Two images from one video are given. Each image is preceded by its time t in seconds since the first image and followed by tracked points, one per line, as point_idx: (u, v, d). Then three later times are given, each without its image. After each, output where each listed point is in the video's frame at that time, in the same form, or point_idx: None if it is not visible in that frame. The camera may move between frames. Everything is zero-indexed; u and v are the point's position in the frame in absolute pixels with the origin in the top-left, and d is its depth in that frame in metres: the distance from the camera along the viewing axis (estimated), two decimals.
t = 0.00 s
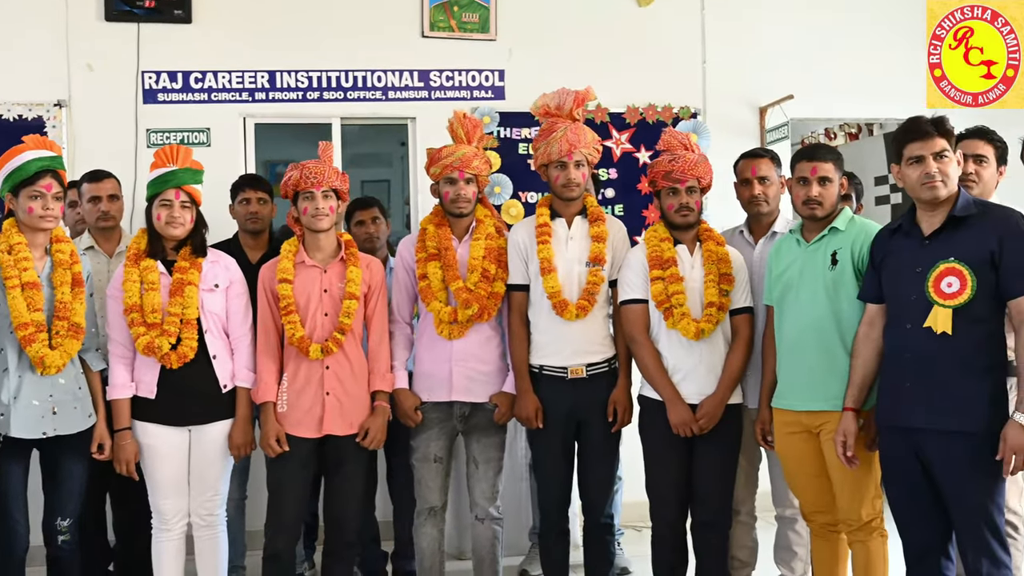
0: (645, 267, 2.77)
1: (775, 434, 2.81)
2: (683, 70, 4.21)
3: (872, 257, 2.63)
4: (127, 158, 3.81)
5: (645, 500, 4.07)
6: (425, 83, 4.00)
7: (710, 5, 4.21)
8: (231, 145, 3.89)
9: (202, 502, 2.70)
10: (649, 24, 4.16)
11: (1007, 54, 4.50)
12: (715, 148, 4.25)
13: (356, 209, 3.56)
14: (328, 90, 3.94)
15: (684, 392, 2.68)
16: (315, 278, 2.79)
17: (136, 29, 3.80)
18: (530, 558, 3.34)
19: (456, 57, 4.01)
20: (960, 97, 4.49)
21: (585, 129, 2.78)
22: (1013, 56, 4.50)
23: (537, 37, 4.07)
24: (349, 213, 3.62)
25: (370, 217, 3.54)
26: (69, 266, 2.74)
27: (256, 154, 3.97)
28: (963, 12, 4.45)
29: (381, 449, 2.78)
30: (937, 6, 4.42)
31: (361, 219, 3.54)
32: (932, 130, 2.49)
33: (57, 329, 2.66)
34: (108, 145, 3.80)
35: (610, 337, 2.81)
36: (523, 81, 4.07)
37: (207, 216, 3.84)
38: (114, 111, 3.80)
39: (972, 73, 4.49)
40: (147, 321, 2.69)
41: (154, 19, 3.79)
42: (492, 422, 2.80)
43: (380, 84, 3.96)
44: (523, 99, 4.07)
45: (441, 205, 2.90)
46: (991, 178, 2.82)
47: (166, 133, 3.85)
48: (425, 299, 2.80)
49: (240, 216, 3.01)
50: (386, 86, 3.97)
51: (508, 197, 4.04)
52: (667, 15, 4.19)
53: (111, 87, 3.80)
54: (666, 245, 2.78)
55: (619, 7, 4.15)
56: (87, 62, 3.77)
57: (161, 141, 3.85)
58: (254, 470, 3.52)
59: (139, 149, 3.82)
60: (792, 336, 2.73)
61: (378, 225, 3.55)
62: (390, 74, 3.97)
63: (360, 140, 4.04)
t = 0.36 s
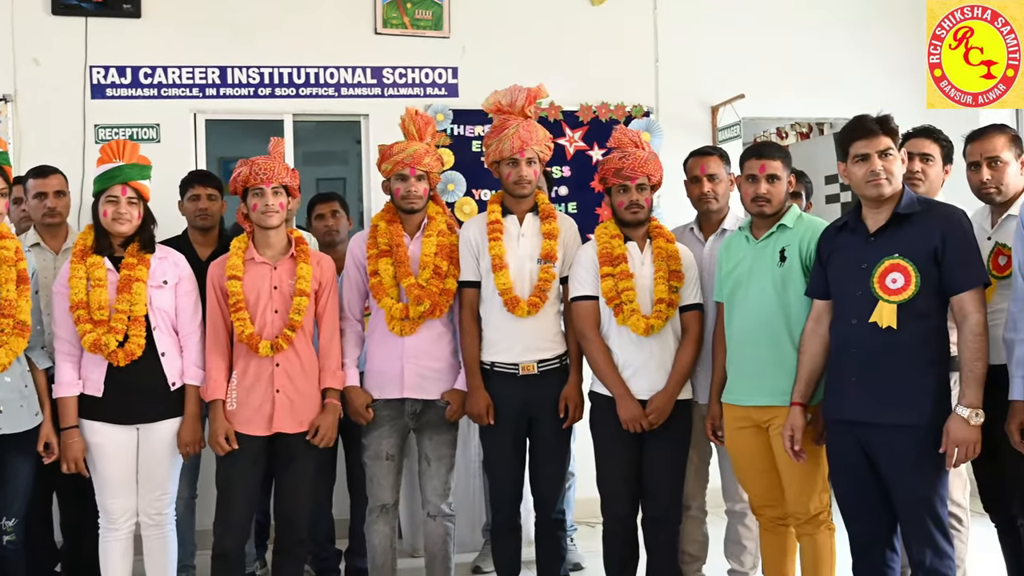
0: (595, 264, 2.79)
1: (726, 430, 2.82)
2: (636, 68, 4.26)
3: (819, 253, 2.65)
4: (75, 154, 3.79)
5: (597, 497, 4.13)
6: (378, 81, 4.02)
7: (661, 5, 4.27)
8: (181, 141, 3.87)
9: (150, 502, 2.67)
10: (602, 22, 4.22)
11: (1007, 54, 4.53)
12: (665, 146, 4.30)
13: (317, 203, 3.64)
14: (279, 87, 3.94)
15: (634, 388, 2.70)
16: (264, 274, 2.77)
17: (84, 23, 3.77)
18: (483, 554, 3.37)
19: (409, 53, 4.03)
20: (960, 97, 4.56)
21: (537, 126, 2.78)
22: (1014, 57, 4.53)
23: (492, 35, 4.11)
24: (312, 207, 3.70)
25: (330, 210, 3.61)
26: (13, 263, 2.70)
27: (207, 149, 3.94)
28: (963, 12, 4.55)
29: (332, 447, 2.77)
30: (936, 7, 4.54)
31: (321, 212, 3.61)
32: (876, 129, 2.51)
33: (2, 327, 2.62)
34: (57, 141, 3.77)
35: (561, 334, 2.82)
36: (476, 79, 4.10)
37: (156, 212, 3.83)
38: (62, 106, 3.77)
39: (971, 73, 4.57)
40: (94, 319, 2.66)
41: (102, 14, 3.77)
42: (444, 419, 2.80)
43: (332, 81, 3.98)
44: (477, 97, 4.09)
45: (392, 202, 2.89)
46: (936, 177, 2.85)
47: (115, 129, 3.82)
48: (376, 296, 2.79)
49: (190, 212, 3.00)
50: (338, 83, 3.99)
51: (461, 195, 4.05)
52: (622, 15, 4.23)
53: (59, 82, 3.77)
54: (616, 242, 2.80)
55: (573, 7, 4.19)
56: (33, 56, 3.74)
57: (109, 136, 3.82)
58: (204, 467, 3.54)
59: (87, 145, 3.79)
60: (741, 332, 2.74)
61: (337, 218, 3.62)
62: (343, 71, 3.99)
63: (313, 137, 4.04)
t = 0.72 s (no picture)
0: (548, 257, 2.79)
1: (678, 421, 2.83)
2: (588, 62, 4.33)
3: (769, 245, 2.66)
4: (24, 146, 3.77)
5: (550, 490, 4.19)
6: (332, 73, 4.05)
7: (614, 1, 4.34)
8: (133, 133, 3.87)
9: (99, 497, 2.65)
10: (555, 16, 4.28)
11: (1007, 54, 4.07)
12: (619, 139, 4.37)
13: (281, 194, 3.62)
14: (233, 78, 3.95)
15: (586, 380, 2.71)
16: (216, 267, 2.75)
17: (33, 14, 3.76)
18: (437, 548, 3.40)
19: (364, 46, 4.06)
20: (959, 97, 4.48)
21: (490, 119, 2.78)
22: (1014, 56, 4.06)
23: (448, 26, 4.16)
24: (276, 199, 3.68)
25: (293, 201, 3.60)
26: None
27: (158, 141, 3.95)
28: (962, 12, 4.37)
29: (284, 441, 2.76)
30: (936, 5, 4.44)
31: (284, 203, 3.59)
32: (826, 123, 2.52)
33: None
34: (5, 132, 3.75)
35: (515, 327, 2.83)
36: (432, 71, 4.14)
37: (106, 203, 3.82)
38: (11, 97, 3.76)
39: (976, 73, 4.25)
40: (41, 313, 2.63)
41: (51, 5, 3.76)
42: (396, 412, 2.79)
43: (286, 73, 4.00)
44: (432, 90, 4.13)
45: (345, 195, 2.88)
46: (886, 171, 2.87)
47: (65, 120, 3.81)
48: (328, 289, 2.79)
49: (141, 205, 3.03)
50: (292, 75, 4.01)
51: (416, 188, 4.12)
52: (573, 10, 4.31)
53: (7, 72, 3.75)
54: (569, 235, 2.80)
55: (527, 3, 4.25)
56: None
57: (59, 128, 3.81)
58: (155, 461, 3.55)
59: (37, 136, 3.78)
60: (693, 323, 2.76)
61: (301, 209, 3.59)
62: (297, 63, 4.01)
63: (270, 130, 4.06)
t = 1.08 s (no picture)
0: (500, 255, 2.79)
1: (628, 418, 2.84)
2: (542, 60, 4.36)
3: (718, 243, 2.67)
4: None
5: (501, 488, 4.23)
6: (284, 70, 4.04)
7: None
8: (81, 129, 3.83)
9: (46, 498, 2.61)
10: (508, 14, 4.30)
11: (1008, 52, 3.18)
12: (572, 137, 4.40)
13: (241, 193, 3.59)
14: (183, 74, 3.93)
15: (538, 378, 2.72)
16: (164, 266, 2.73)
17: None
18: (389, 546, 3.42)
19: (316, 42, 4.07)
20: None
21: (441, 117, 2.78)
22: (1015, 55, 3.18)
23: (400, 24, 4.17)
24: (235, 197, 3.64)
25: (252, 201, 3.56)
26: None
27: (106, 137, 3.91)
28: (963, 12, 3.52)
29: (233, 440, 2.73)
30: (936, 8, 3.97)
31: (244, 203, 3.56)
32: (772, 123, 2.53)
33: None
34: None
35: (466, 325, 2.83)
36: (386, 69, 4.15)
37: (51, 201, 3.77)
38: None
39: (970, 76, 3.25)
40: None
41: None
42: (347, 411, 2.78)
43: (237, 70, 3.99)
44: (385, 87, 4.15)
45: (296, 192, 2.87)
46: (832, 170, 2.91)
47: (11, 116, 3.75)
48: (278, 287, 2.77)
49: (88, 203, 3.02)
50: (244, 72, 4.00)
51: (369, 185, 4.13)
52: (527, 9, 4.33)
53: None
54: (520, 233, 2.80)
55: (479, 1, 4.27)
56: None
57: (4, 124, 3.75)
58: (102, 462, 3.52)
59: None
60: (642, 320, 2.78)
61: (260, 209, 3.56)
62: (249, 59, 4.00)
63: (221, 127, 4.03)
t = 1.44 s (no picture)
0: (457, 256, 2.80)
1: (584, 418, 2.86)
2: (500, 62, 4.38)
3: (671, 244, 2.70)
4: None
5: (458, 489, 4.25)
6: (241, 70, 4.03)
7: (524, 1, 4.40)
8: (34, 128, 3.79)
9: None
10: (465, 16, 4.32)
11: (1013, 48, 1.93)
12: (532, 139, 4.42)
13: (185, 193, 3.62)
14: (138, 74, 3.90)
15: (494, 378, 2.72)
16: (117, 266, 2.71)
17: None
18: (346, 547, 3.44)
19: (273, 42, 4.06)
20: None
21: (398, 118, 2.78)
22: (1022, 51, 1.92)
23: (355, 26, 4.17)
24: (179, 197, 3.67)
25: (197, 201, 3.59)
26: None
27: (60, 136, 3.87)
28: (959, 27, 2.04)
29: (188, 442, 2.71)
30: None
31: (188, 203, 3.59)
32: (722, 125, 2.56)
33: None
34: None
35: (423, 325, 2.82)
36: (343, 70, 4.16)
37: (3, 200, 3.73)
38: None
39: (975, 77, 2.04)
40: None
41: None
42: (303, 412, 2.78)
43: (193, 69, 3.97)
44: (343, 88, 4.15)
45: (251, 193, 2.86)
46: (784, 172, 2.95)
47: None
48: (233, 288, 2.75)
49: (42, 203, 3.01)
50: (200, 71, 3.98)
51: (327, 185, 4.12)
52: (484, 11, 4.35)
53: None
54: (476, 234, 2.82)
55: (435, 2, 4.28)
56: None
57: None
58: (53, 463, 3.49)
59: None
60: (597, 321, 2.79)
61: (205, 209, 3.60)
62: (205, 59, 3.98)
63: (178, 125, 4.03)
